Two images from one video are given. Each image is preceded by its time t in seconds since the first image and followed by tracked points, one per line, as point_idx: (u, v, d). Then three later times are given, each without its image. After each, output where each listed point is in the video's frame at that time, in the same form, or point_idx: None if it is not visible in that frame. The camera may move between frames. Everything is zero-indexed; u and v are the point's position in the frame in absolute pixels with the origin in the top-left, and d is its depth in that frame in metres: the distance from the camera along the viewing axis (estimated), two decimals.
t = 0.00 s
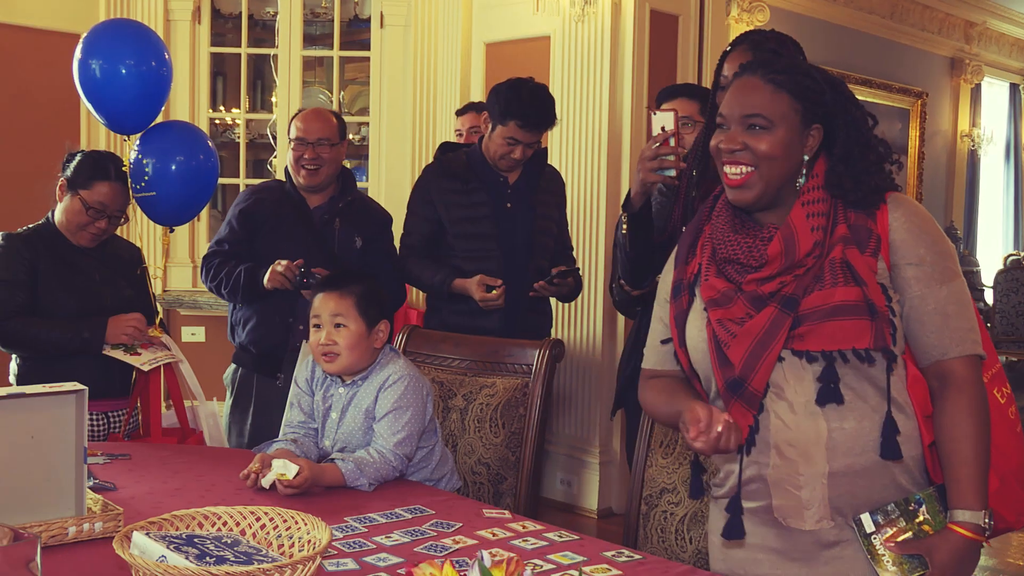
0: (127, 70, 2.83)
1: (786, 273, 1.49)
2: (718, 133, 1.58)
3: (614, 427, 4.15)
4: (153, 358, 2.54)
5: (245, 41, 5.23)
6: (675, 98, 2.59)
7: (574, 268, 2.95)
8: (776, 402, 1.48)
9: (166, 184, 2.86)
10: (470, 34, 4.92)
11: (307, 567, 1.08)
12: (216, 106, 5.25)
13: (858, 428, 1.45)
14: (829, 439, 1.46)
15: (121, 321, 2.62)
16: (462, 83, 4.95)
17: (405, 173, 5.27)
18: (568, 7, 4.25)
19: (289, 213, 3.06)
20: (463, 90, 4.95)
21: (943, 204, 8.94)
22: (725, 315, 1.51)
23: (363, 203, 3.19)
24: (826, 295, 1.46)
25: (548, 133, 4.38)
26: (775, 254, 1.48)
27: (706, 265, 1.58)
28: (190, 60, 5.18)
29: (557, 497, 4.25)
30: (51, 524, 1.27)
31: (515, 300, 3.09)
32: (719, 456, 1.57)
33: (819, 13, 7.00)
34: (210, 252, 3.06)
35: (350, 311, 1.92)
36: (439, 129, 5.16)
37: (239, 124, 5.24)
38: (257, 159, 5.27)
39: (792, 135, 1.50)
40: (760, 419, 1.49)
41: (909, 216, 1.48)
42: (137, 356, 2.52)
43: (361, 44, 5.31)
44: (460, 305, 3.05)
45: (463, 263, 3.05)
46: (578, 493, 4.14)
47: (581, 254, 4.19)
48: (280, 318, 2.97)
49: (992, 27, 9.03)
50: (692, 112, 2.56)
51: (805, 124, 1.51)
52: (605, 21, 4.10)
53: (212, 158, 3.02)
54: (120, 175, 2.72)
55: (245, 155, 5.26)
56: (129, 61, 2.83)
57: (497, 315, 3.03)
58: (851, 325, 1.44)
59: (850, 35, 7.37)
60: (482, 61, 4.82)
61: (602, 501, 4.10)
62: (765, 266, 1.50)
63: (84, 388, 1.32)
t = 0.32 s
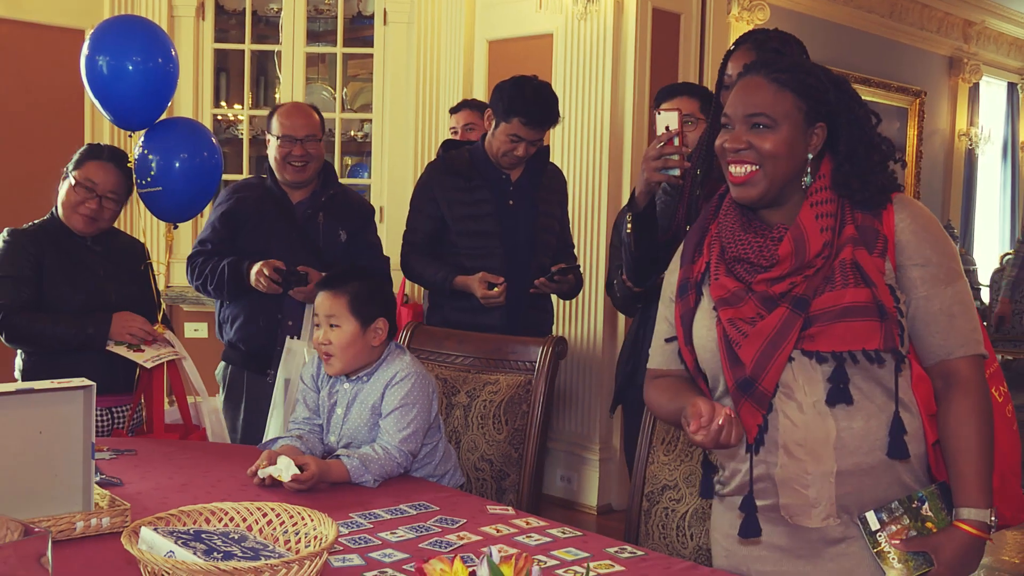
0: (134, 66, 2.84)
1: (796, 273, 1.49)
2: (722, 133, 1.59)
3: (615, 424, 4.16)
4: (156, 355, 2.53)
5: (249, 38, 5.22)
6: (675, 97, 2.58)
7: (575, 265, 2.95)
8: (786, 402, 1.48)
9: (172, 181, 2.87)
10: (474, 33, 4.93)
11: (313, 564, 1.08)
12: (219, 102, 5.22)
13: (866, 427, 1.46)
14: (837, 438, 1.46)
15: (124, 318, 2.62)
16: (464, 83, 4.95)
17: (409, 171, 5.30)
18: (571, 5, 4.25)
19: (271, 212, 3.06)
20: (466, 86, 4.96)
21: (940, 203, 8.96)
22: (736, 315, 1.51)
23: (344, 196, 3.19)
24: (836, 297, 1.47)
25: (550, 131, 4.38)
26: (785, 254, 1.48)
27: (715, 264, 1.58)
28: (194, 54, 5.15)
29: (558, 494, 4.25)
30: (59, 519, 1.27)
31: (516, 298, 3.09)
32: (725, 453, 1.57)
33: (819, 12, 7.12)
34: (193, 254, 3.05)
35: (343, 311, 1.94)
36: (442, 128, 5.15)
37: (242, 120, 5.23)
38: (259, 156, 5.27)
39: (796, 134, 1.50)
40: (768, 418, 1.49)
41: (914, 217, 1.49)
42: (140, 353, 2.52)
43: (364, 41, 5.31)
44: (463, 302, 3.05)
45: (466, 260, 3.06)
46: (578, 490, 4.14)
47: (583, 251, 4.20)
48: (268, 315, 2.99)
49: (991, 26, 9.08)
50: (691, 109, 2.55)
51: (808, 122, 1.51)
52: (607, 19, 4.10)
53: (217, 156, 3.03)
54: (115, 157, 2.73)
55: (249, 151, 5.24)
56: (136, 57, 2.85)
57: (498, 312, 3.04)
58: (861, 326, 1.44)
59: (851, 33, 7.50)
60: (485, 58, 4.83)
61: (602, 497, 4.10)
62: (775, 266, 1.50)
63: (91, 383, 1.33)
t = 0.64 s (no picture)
0: (135, 64, 2.84)
1: (791, 271, 1.50)
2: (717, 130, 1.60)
3: (610, 419, 4.17)
4: (154, 349, 2.50)
5: (246, 34, 5.20)
6: (669, 95, 2.58)
7: (571, 261, 2.96)
8: (781, 399, 1.49)
9: (172, 178, 2.88)
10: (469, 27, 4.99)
11: (314, 556, 1.10)
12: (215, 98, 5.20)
13: (860, 424, 1.47)
14: (832, 435, 1.47)
15: (123, 312, 2.62)
16: (460, 78, 5.01)
17: (404, 167, 5.29)
18: (567, 3, 4.25)
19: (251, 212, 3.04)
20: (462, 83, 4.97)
21: (932, 200, 8.99)
22: (731, 312, 1.52)
23: (318, 186, 3.18)
24: (831, 294, 1.48)
25: (546, 127, 4.39)
26: (780, 253, 1.49)
27: (711, 262, 1.59)
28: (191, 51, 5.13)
29: (554, 488, 4.27)
30: (61, 512, 1.27)
31: (512, 293, 3.10)
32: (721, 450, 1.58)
33: (812, 10, 7.14)
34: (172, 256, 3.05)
35: (329, 307, 1.96)
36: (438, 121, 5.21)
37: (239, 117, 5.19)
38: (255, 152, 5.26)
39: (789, 132, 1.52)
40: (763, 414, 1.50)
41: (909, 215, 1.50)
42: (138, 347, 2.49)
43: (360, 38, 5.31)
44: (459, 297, 3.07)
45: (463, 255, 3.07)
46: (574, 485, 4.16)
47: (577, 247, 4.21)
48: (254, 311, 2.99)
49: (983, 25, 9.14)
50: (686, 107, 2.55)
51: (802, 120, 1.52)
52: (603, 17, 4.11)
53: (216, 152, 3.03)
54: (104, 145, 2.74)
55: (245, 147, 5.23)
56: (137, 54, 2.84)
57: (495, 307, 3.05)
58: (855, 324, 1.46)
59: (844, 31, 7.51)
60: (481, 56, 4.84)
61: (597, 491, 4.12)
62: (770, 264, 1.51)
63: (93, 378, 1.34)
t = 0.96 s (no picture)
0: (130, 62, 2.79)
1: (773, 266, 1.53)
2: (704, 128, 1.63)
3: (592, 411, 4.20)
4: (146, 347, 2.51)
5: (234, 31, 5.18)
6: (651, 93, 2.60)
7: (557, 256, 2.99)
8: (763, 392, 1.52)
9: (166, 174, 2.80)
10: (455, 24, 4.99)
11: (309, 545, 1.12)
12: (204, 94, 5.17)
13: (841, 416, 1.50)
14: (812, 426, 1.50)
15: (117, 305, 2.60)
16: (445, 79, 5.02)
17: (389, 165, 5.29)
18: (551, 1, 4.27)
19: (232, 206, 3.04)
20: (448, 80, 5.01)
21: (908, 195, 9.08)
22: (714, 306, 1.55)
23: (294, 179, 3.18)
24: (812, 289, 1.51)
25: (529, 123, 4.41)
26: (763, 248, 1.52)
27: (696, 257, 1.61)
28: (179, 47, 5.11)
29: (537, 479, 4.29)
30: (56, 502, 1.28)
31: (498, 287, 3.12)
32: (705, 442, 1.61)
33: (791, 9, 7.19)
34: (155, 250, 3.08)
35: (321, 300, 1.96)
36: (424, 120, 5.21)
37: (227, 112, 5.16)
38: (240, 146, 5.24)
39: (774, 130, 1.54)
40: (745, 407, 1.53)
41: (890, 211, 1.53)
42: (130, 344, 2.49)
43: (347, 34, 5.29)
44: (445, 291, 3.08)
45: (449, 250, 3.08)
46: (557, 476, 4.18)
47: (562, 244, 4.23)
48: (236, 304, 3.00)
49: (958, 24, 9.26)
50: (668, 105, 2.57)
51: (787, 118, 1.55)
52: (587, 15, 4.12)
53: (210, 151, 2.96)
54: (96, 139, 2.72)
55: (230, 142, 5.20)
56: (133, 52, 2.80)
57: (480, 301, 3.07)
58: (835, 318, 1.49)
59: (823, 30, 7.58)
60: (467, 53, 4.85)
61: (579, 482, 4.15)
62: (753, 259, 1.54)
63: (89, 369, 1.34)
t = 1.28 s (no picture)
0: (117, 63, 2.75)
1: (743, 260, 1.57)
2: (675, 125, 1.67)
3: (563, 404, 4.24)
4: (131, 341, 2.53)
5: (213, 27, 5.18)
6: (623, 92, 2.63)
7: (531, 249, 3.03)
8: (732, 381, 1.56)
9: (154, 176, 2.77)
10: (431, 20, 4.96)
11: (293, 533, 1.15)
12: (185, 88, 5.19)
13: (808, 406, 1.55)
14: (781, 416, 1.55)
15: (101, 299, 2.63)
16: (421, 78, 4.99)
17: (365, 161, 5.27)
18: None
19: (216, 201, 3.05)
20: (423, 81, 4.98)
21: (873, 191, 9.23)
22: (686, 298, 1.59)
23: (273, 174, 3.20)
24: (781, 281, 1.55)
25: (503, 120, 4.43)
26: (733, 242, 1.56)
27: (668, 251, 1.65)
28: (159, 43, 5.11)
29: (509, 471, 4.33)
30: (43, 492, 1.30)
31: (474, 281, 3.16)
32: (677, 432, 1.65)
33: (759, 8, 7.30)
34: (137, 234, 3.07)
35: (313, 293, 1.99)
36: (399, 116, 5.14)
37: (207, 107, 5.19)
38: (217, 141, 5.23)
39: (744, 128, 1.59)
40: (715, 396, 1.57)
41: (855, 207, 1.58)
42: (116, 339, 2.52)
43: (325, 32, 5.28)
44: (420, 285, 3.11)
45: (425, 244, 3.11)
46: (530, 469, 4.22)
47: (536, 240, 4.26)
48: (213, 294, 3.03)
49: (921, 24, 9.45)
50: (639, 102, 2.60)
51: (756, 116, 1.60)
52: (560, 14, 4.17)
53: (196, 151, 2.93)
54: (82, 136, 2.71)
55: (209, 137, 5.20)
56: (119, 54, 2.75)
57: (455, 295, 3.10)
58: (803, 310, 1.53)
59: (790, 29, 7.70)
60: (441, 50, 4.85)
61: (551, 475, 4.19)
62: (723, 253, 1.58)
63: (77, 361, 1.36)
